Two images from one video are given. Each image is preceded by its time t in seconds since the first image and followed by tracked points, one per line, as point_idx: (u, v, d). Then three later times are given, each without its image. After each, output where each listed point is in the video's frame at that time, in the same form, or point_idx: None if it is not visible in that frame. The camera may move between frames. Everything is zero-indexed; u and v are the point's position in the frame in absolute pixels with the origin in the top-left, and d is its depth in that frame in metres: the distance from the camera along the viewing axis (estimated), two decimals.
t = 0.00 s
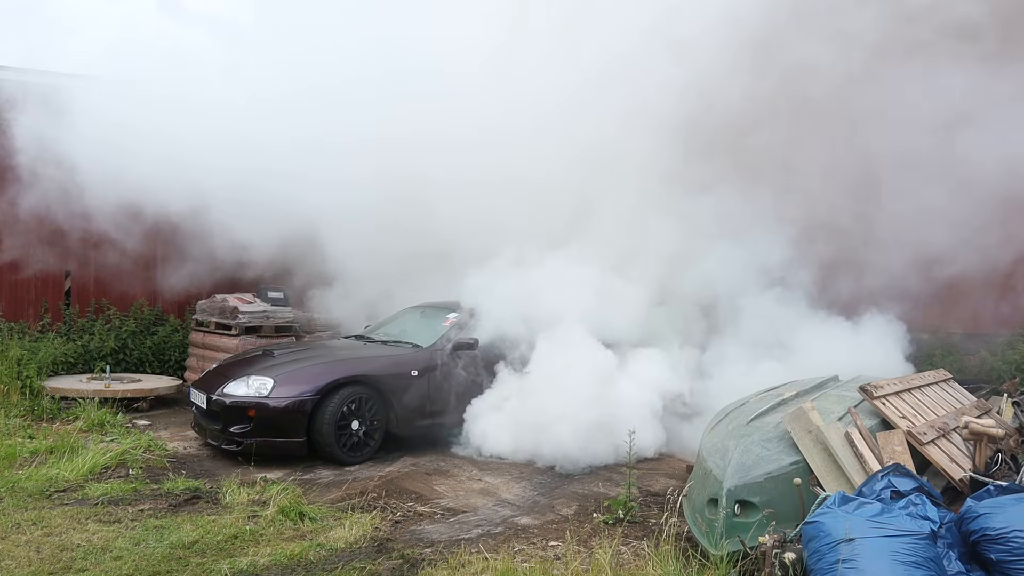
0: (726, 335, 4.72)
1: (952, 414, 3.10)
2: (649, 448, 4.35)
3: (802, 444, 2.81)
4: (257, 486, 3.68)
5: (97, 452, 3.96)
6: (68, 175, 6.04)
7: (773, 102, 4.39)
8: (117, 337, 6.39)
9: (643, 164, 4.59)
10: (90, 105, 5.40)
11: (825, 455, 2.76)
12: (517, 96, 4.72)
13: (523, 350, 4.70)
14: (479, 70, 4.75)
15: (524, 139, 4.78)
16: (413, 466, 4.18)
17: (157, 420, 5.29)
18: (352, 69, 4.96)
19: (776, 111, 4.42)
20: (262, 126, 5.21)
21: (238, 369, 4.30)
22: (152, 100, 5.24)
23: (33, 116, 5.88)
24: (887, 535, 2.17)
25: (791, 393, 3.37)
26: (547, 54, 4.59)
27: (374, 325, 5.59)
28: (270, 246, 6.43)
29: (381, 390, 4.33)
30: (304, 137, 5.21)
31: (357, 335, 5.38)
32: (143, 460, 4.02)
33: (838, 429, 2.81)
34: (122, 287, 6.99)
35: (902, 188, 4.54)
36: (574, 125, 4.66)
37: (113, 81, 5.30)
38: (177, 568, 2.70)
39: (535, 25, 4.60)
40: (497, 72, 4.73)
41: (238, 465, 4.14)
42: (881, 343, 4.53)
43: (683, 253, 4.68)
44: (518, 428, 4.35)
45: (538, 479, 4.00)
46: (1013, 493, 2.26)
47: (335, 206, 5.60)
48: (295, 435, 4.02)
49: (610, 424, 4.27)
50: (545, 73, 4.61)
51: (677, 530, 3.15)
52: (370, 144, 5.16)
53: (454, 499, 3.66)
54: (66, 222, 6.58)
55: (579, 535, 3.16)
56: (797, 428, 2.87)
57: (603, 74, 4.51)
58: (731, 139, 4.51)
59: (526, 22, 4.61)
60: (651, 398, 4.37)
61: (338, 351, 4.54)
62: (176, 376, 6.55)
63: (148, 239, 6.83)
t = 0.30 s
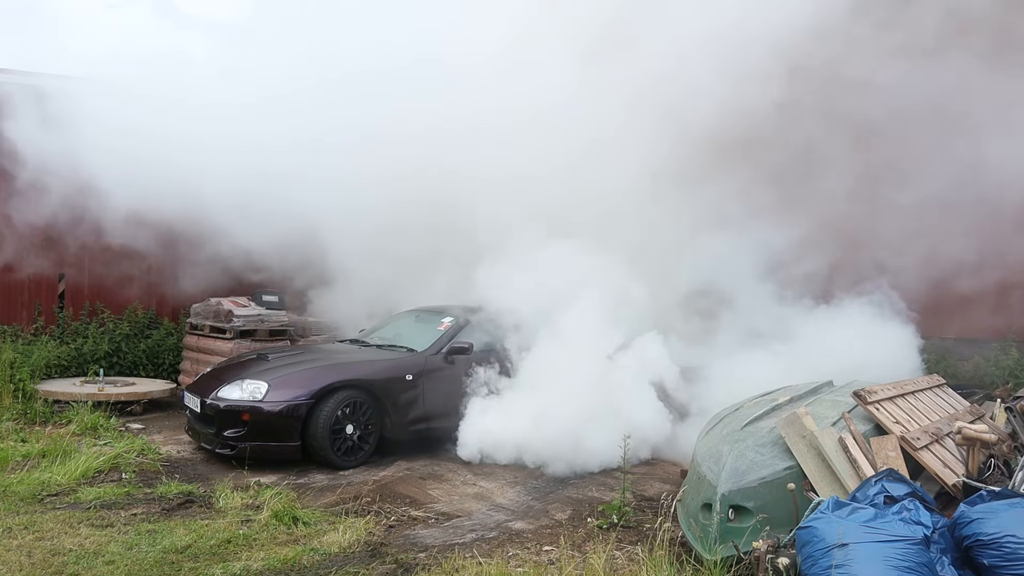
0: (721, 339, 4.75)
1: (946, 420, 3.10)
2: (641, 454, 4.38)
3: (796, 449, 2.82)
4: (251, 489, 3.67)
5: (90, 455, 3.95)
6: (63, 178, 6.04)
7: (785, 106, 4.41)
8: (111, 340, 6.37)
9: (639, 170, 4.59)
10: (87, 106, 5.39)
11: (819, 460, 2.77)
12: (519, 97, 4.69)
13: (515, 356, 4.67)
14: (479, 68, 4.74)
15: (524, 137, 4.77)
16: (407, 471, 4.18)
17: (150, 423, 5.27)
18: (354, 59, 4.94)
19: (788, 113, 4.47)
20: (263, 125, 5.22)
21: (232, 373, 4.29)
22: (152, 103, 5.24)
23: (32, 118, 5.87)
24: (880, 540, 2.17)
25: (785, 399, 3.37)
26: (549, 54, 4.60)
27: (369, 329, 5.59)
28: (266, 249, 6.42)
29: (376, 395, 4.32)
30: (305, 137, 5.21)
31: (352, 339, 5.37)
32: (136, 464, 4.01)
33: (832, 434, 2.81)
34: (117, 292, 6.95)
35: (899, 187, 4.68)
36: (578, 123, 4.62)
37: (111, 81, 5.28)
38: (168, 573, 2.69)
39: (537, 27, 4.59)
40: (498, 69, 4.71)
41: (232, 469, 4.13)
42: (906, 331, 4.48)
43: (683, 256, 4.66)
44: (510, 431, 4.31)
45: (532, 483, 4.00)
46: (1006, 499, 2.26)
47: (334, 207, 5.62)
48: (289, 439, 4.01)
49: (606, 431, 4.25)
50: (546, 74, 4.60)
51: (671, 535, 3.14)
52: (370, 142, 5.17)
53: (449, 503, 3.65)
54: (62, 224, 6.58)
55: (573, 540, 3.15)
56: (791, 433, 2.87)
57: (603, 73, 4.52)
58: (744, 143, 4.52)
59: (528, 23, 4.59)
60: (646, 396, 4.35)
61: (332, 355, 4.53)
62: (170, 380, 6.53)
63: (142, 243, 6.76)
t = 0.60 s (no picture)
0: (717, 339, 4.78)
1: (940, 420, 3.11)
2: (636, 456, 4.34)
3: (790, 450, 2.82)
4: (246, 493, 3.66)
5: (83, 460, 3.93)
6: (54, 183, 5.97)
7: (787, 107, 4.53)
8: (105, 343, 6.35)
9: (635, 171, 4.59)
10: (79, 109, 5.34)
11: (813, 461, 2.77)
12: (517, 95, 4.70)
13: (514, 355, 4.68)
14: (478, 68, 4.74)
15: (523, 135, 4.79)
16: (403, 473, 4.18)
17: (145, 427, 5.26)
18: (351, 56, 4.94)
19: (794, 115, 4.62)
20: (256, 128, 5.20)
21: (226, 376, 4.28)
22: (146, 109, 5.20)
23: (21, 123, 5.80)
24: (875, 541, 2.17)
25: (780, 400, 3.37)
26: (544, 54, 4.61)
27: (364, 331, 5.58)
28: (261, 251, 6.41)
29: (371, 398, 4.31)
30: (303, 140, 5.21)
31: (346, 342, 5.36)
32: (131, 469, 4.00)
33: (826, 435, 2.82)
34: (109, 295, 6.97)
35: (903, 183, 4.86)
36: (575, 124, 4.62)
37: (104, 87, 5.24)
38: None
39: (532, 27, 4.60)
40: (498, 66, 4.70)
41: (226, 472, 4.12)
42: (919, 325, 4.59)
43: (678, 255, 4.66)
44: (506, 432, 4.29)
45: (528, 485, 3.99)
46: (999, 499, 2.26)
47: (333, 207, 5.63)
48: (284, 442, 4.00)
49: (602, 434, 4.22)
50: (544, 73, 4.61)
51: (667, 536, 3.14)
52: (369, 138, 5.17)
53: (444, 506, 3.64)
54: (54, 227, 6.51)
55: (569, 542, 3.15)
56: (785, 434, 2.87)
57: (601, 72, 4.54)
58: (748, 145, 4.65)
59: (526, 22, 4.60)
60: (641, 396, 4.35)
61: (327, 358, 4.52)
62: (164, 383, 6.51)
63: (136, 246, 6.73)
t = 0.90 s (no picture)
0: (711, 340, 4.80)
1: (934, 422, 3.12)
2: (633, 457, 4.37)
3: (784, 451, 2.83)
4: (240, 496, 3.65)
5: (76, 462, 3.92)
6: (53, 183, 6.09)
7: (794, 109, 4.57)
8: (99, 346, 6.33)
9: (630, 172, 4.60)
10: (83, 116, 5.67)
11: (808, 463, 2.77)
12: (515, 90, 4.93)
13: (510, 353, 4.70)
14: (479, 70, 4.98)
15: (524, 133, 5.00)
16: (397, 475, 4.17)
17: (139, 430, 5.24)
18: (354, 53, 5.15)
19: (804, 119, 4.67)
20: (251, 130, 5.42)
21: (220, 378, 4.27)
22: (145, 114, 5.52)
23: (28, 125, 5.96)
24: (869, 542, 2.18)
25: (774, 401, 3.38)
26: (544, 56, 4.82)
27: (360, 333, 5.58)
28: (256, 251, 6.42)
29: (366, 400, 4.31)
30: (302, 141, 5.40)
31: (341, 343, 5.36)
32: (124, 471, 3.99)
33: (820, 437, 2.82)
34: (104, 297, 6.77)
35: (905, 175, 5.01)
36: (574, 119, 4.81)
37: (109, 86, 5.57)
38: None
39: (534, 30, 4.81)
40: (499, 55, 4.93)
41: (220, 475, 4.11)
42: (933, 318, 4.62)
43: (674, 257, 4.67)
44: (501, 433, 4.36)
45: (523, 487, 3.99)
46: (992, 501, 2.27)
47: (333, 206, 5.74)
48: (278, 444, 3.99)
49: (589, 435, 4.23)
50: (548, 70, 4.81)
51: (661, 538, 3.14)
52: (370, 137, 5.35)
53: (439, 508, 3.64)
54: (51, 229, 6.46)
55: (563, 544, 3.15)
56: (780, 436, 2.88)
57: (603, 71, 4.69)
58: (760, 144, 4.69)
59: (525, 19, 4.81)
60: (635, 397, 4.37)
61: (322, 359, 4.51)
62: (159, 385, 6.49)
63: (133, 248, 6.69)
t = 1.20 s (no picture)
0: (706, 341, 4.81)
1: (926, 424, 3.14)
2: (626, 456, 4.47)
3: (778, 453, 2.83)
4: (234, 497, 3.64)
5: (69, 463, 3.90)
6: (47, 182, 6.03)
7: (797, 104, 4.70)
8: (92, 346, 6.30)
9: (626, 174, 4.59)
10: (79, 114, 5.74)
11: (801, 465, 2.78)
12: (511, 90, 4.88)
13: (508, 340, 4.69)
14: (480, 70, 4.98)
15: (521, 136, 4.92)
16: (391, 477, 4.16)
17: (132, 430, 5.22)
18: (356, 47, 5.24)
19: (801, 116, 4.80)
20: (246, 134, 5.58)
21: (214, 378, 4.26)
22: (139, 114, 5.69)
23: (18, 126, 5.92)
24: (863, 544, 2.18)
25: (769, 403, 3.39)
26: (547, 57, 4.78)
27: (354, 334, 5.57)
28: (254, 250, 6.43)
29: (361, 401, 4.30)
30: (302, 142, 5.50)
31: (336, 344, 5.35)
32: (117, 472, 3.97)
33: (814, 439, 2.83)
34: (97, 295, 6.74)
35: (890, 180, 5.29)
36: (572, 122, 4.73)
37: (105, 85, 5.75)
38: None
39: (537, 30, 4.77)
40: (498, 56, 4.88)
41: (214, 476, 4.09)
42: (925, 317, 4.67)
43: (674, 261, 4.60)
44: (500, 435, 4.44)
45: (517, 489, 3.98)
46: (985, 502, 2.27)
47: (333, 207, 5.79)
48: (272, 445, 3.98)
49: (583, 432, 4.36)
50: (550, 70, 4.73)
51: (655, 540, 3.14)
52: (370, 136, 5.42)
53: (433, 509, 3.64)
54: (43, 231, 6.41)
55: (557, 545, 3.15)
56: (774, 438, 2.88)
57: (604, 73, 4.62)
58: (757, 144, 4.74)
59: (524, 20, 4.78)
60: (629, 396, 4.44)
61: (316, 360, 4.51)
62: (152, 386, 6.46)
63: (126, 248, 6.65)
